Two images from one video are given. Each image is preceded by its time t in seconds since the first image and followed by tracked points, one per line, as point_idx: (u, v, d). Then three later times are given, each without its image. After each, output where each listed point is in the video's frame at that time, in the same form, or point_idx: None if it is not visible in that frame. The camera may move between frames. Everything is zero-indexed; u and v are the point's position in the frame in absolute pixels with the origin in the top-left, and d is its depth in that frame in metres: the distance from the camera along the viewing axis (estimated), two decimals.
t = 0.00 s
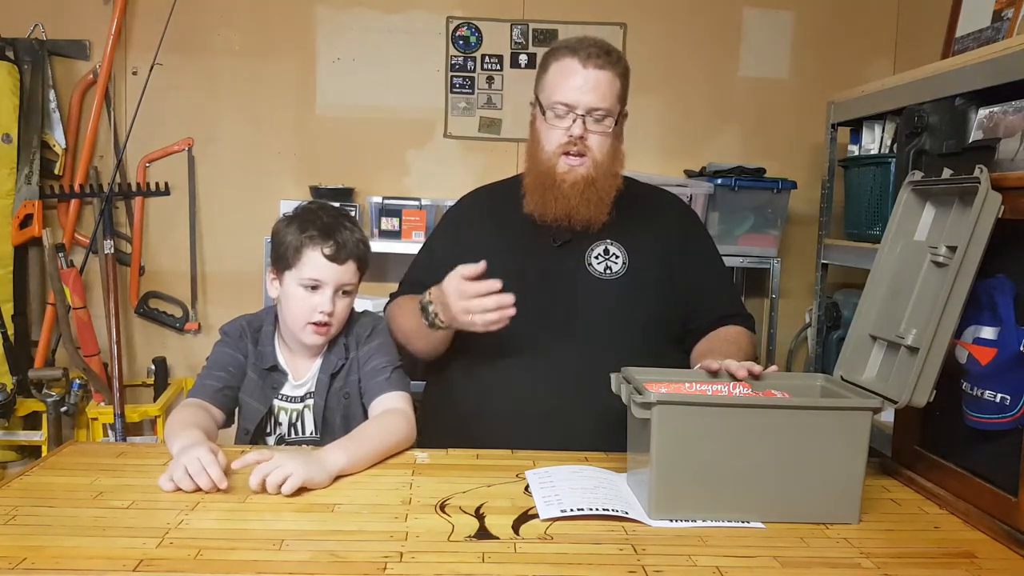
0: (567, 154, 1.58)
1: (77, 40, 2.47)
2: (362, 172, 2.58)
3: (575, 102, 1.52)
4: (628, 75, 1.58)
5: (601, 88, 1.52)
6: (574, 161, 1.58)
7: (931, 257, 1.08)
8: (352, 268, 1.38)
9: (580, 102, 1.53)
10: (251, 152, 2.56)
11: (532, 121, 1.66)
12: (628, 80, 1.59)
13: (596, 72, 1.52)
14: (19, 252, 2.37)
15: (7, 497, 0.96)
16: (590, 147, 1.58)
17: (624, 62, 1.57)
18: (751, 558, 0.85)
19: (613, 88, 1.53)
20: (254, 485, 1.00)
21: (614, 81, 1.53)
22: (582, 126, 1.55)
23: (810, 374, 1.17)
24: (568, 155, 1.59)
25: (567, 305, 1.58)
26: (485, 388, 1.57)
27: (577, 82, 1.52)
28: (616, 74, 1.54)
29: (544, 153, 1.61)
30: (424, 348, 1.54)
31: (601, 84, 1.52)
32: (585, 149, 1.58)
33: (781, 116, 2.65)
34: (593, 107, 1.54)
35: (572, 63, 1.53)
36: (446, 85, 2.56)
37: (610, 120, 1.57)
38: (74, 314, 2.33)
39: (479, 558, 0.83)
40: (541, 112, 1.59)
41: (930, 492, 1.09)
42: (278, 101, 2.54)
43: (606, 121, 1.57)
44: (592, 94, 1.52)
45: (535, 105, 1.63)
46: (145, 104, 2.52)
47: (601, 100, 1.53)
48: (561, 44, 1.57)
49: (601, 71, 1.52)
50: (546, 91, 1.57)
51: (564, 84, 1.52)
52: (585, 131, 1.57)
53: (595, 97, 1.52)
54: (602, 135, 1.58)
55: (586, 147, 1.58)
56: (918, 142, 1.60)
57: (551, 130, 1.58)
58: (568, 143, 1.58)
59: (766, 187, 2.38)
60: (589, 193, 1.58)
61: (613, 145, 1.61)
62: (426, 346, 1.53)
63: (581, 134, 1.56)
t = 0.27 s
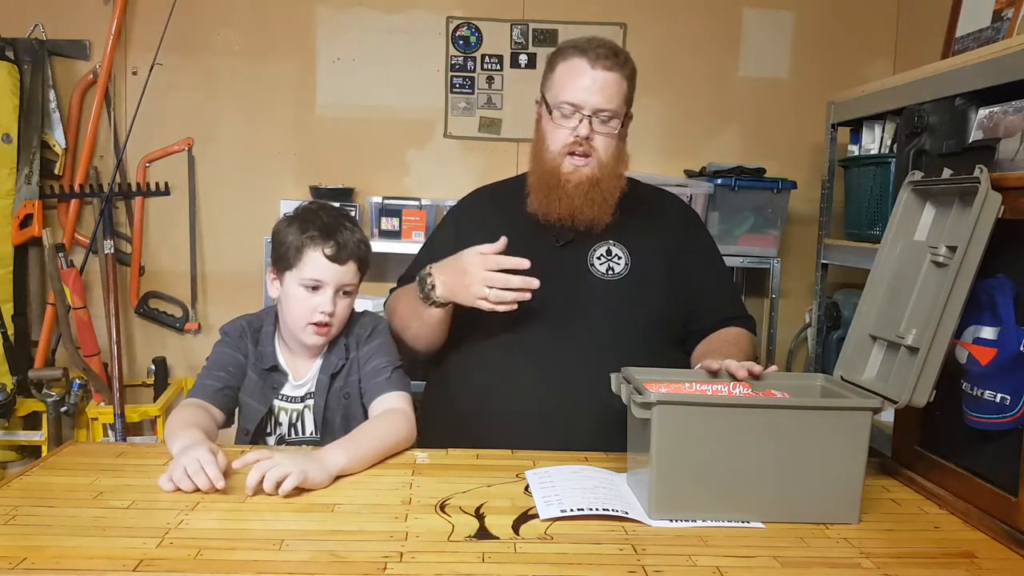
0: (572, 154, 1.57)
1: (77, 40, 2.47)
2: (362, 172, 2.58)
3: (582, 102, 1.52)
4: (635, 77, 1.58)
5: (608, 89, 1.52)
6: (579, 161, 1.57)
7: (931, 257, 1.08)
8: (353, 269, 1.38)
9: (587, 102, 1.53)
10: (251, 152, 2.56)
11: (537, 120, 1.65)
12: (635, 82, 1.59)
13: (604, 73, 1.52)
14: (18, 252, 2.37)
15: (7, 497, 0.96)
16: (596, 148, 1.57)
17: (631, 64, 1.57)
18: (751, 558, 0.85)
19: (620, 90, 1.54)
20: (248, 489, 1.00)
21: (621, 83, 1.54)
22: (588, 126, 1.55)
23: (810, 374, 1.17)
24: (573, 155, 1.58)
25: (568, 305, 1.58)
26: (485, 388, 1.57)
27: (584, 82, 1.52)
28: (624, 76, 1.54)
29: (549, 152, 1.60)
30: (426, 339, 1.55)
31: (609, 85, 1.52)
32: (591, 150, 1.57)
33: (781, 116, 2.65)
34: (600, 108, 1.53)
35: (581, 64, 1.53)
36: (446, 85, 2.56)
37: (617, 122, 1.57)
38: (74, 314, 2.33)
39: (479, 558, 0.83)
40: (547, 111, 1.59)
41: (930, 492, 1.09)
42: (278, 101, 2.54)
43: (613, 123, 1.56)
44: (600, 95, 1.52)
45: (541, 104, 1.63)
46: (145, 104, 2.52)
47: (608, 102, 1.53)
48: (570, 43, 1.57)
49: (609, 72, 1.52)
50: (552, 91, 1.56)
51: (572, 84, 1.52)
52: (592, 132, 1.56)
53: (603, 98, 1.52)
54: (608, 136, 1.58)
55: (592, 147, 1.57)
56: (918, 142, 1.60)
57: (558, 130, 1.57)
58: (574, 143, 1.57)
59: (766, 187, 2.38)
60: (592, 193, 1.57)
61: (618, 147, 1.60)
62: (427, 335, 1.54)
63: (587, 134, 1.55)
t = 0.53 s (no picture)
0: (573, 154, 1.58)
1: (77, 40, 2.47)
2: (362, 172, 2.58)
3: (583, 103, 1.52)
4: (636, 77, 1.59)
5: (609, 88, 1.52)
6: (580, 160, 1.57)
7: (931, 257, 1.08)
8: (355, 269, 1.39)
9: (587, 102, 1.53)
10: (251, 152, 2.56)
11: (539, 120, 1.66)
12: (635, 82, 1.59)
13: (604, 72, 1.52)
14: (18, 252, 2.37)
15: (8, 497, 0.96)
16: (597, 148, 1.58)
17: (632, 64, 1.57)
18: (751, 558, 0.85)
19: (620, 89, 1.54)
20: (247, 490, 0.99)
21: (622, 82, 1.54)
22: (588, 126, 1.55)
23: (810, 374, 1.17)
24: (574, 155, 1.58)
25: (568, 305, 1.58)
26: (485, 388, 1.57)
27: (584, 82, 1.52)
28: (625, 76, 1.54)
29: (550, 153, 1.60)
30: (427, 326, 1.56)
31: (609, 85, 1.52)
32: (591, 150, 1.57)
33: (780, 116, 2.65)
34: (601, 108, 1.54)
35: (581, 64, 1.53)
36: (446, 85, 2.56)
37: (617, 121, 1.57)
38: (74, 314, 2.33)
39: (479, 558, 0.83)
40: (548, 112, 1.60)
41: (930, 492, 1.09)
42: (278, 101, 2.54)
43: (613, 123, 1.57)
44: (600, 94, 1.52)
45: (542, 105, 1.63)
46: (145, 104, 2.52)
47: (608, 102, 1.53)
48: (568, 44, 1.57)
49: (610, 72, 1.52)
50: (553, 91, 1.57)
51: (572, 84, 1.52)
52: (592, 131, 1.57)
53: (603, 98, 1.53)
54: (609, 136, 1.58)
55: (592, 147, 1.58)
56: (918, 142, 1.60)
57: (558, 130, 1.58)
58: (574, 143, 1.57)
59: (766, 187, 2.38)
60: (594, 192, 1.57)
61: (619, 146, 1.61)
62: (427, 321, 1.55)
63: (587, 134, 1.56)
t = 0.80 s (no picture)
0: (566, 155, 1.56)
1: (77, 40, 2.47)
2: (362, 172, 2.58)
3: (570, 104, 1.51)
4: (622, 73, 1.58)
5: (596, 88, 1.52)
6: (574, 161, 1.55)
7: (931, 257, 1.08)
8: (356, 269, 1.39)
9: (575, 104, 1.52)
10: (251, 152, 2.56)
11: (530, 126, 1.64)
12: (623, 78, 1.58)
13: (589, 73, 1.51)
14: (18, 252, 2.37)
15: (8, 497, 0.96)
16: (589, 147, 1.56)
17: (616, 61, 1.57)
18: (751, 558, 0.85)
19: (608, 85, 1.53)
20: (247, 492, 0.99)
21: (608, 80, 1.53)
22: (578, 126, 1.54)
23: (810, 374, 1.17)
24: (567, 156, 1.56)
25: (569, 305, 1.58)
26: (485, 388, 1.57)
27: (570, 85, 1.52)
28: (610, 73, 1.54)
29: (544, 156, 1.58)
30: (428, 318, 1.56)
31: (595, 84, 1.52)
32: (583, 149, 1.55)
33: (781, 116, 2.65)
34: (589, 107, 1.52)
35: (564, 66, 1.53)
36: (446, 85, 2.56)
37: (606, 119, 1.55)
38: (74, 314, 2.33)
39: (479, 558, 0.83)
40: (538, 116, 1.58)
41: (930, 492, 1.09)
42: (278, 101, 2.54)
43: (603, 120, 1.55)
44: (587, 95, 1.51)
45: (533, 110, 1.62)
46: (145, 105, 2.52)
47: (596, 101, 1.52)
48: (551, 48, 1.56)
49: (594, 70, 1.52)
50: (541, 96, 1.56)
51: (559, 85, 1.51)
52: (582, 132, 1.55)
53: (591, 98, 1.52)
54: (600, 135, 1.56)
55: (585, 147, 1.56)
56: (918, 142, 1.59)
57: (549, 133, 1.56)
58: (566, 144, 1.55)
59: (766, 187, 2.38)
60: (590, 191, 1.56)
61: (612, 143, 1.59)
62: (428, 312, 1.56)
63: (578, 135, 1.54)
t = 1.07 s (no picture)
0: (567, 157, 1.56)
1: (77, 40, 2.47)
2: (362, 172, 2.58)
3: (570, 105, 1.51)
4: (623, 73, 1.58)
5: (596, 88, 1.52)
6: (575, 162, 1.56)
7: (931, 257, 1.08)
8: (356, 270, 1.39)
9: (575, 104, 1.52)
10: (251, 152, 2.56)
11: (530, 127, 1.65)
12: (622, 78, 1.58)
13: (588, 73, 1.52)
14: (18, 252, 2.37)
15: (8, 497, 0.96)
16: (590, 148, 1.55)
17: (616, 61, 1.56)
18: (751, 558, 0.85)
19: (607, 86, 1.53)
20: (247, 492, 0.99)
21: (608, 80, 1.53)
22: (578, 127, 1.54)
23: (810, 374, 1.17)
24: (568, 158, 1.56)
25: (569, 305, 1.58)
26: (485, 388, 1.57)
27: (570, 84, 1.52)
28: (610, 73, 1.54)
29: (544, 158, 1.58)
30: (432, 319, 1.56)
31: (595, 84, 1.52)
32: (584, 151, 1.55)
33: (781, 116, 2.65)
34: (589, 107, 1.52)
35: (564, 67, 1.52)
36: (446, 85, 2.56)
37: (607, 120, 1.55)
38: (74, 314, 2.33)
39: (479, 558, 0.83)
40: (538, 117, 1.58)
41: (930, 492, 1.09)
42: (278, 101, 2.54)
43: (603, 121, 1.55)
44: (587, 95, 1.52)
45: (533, 111, 1.62)
46: (145, 105, 2.52)
47: (596, 101, 1.52)
48: (551, 49, 1.56)
49: (594, 71, 1.52)
50: (541, 96, 1.56)
51: (559, 87, 1.51)
52: (583, 132, 1.55)
53: (591, 98, 1.52)
54: (601, 135, 1.56)
55: (585, 148, 1.56)
56: (918, 142, 1.59)
57: (549, 134, 1.56)
58: (567, 145, 1.55)
59: (766, 187, 2.38)
60: (591, 192, 1.56)
61: (613, 143, 1.59)
62: (432, 315, 1.56)
63: (578, 136, 1.54)
